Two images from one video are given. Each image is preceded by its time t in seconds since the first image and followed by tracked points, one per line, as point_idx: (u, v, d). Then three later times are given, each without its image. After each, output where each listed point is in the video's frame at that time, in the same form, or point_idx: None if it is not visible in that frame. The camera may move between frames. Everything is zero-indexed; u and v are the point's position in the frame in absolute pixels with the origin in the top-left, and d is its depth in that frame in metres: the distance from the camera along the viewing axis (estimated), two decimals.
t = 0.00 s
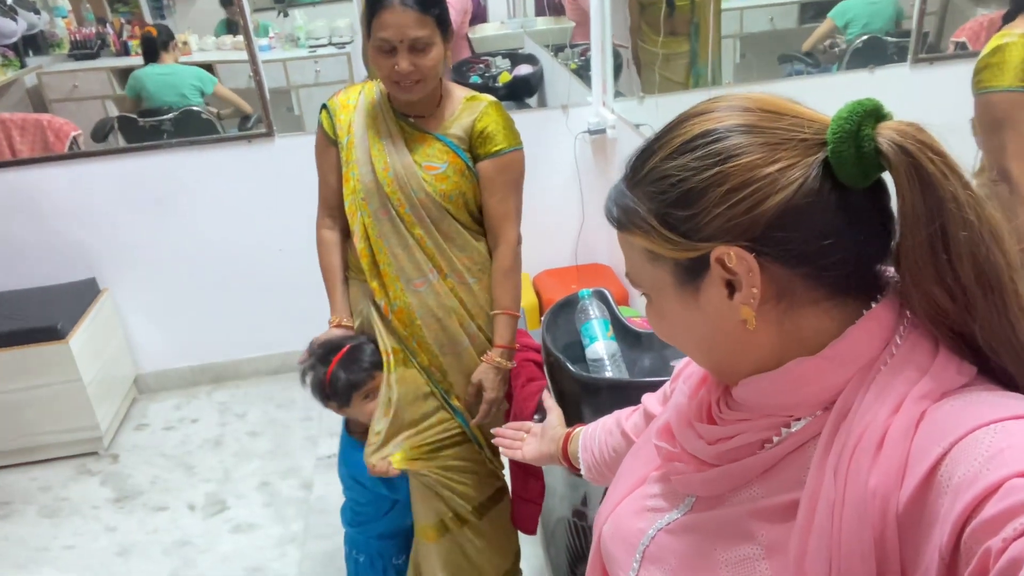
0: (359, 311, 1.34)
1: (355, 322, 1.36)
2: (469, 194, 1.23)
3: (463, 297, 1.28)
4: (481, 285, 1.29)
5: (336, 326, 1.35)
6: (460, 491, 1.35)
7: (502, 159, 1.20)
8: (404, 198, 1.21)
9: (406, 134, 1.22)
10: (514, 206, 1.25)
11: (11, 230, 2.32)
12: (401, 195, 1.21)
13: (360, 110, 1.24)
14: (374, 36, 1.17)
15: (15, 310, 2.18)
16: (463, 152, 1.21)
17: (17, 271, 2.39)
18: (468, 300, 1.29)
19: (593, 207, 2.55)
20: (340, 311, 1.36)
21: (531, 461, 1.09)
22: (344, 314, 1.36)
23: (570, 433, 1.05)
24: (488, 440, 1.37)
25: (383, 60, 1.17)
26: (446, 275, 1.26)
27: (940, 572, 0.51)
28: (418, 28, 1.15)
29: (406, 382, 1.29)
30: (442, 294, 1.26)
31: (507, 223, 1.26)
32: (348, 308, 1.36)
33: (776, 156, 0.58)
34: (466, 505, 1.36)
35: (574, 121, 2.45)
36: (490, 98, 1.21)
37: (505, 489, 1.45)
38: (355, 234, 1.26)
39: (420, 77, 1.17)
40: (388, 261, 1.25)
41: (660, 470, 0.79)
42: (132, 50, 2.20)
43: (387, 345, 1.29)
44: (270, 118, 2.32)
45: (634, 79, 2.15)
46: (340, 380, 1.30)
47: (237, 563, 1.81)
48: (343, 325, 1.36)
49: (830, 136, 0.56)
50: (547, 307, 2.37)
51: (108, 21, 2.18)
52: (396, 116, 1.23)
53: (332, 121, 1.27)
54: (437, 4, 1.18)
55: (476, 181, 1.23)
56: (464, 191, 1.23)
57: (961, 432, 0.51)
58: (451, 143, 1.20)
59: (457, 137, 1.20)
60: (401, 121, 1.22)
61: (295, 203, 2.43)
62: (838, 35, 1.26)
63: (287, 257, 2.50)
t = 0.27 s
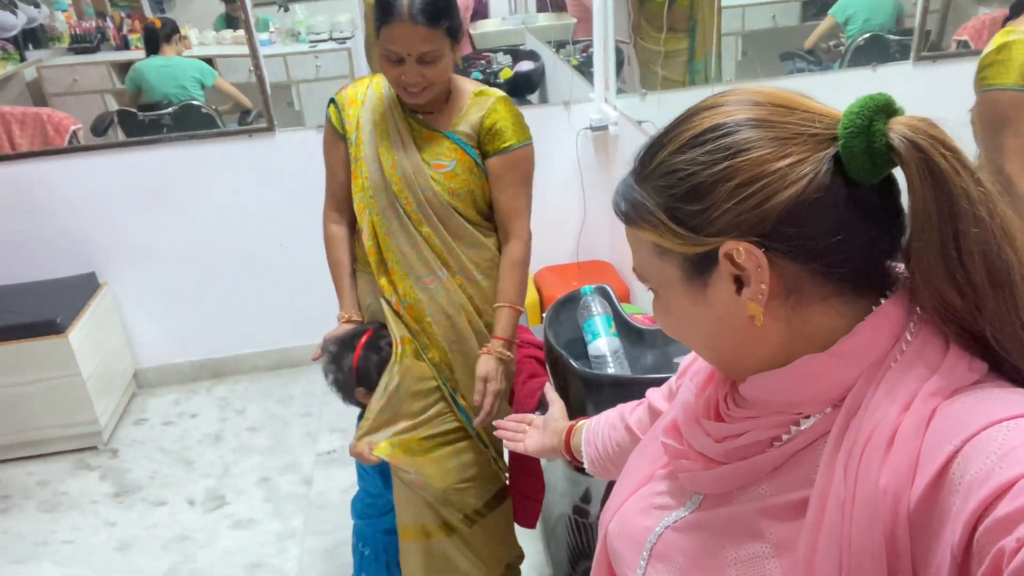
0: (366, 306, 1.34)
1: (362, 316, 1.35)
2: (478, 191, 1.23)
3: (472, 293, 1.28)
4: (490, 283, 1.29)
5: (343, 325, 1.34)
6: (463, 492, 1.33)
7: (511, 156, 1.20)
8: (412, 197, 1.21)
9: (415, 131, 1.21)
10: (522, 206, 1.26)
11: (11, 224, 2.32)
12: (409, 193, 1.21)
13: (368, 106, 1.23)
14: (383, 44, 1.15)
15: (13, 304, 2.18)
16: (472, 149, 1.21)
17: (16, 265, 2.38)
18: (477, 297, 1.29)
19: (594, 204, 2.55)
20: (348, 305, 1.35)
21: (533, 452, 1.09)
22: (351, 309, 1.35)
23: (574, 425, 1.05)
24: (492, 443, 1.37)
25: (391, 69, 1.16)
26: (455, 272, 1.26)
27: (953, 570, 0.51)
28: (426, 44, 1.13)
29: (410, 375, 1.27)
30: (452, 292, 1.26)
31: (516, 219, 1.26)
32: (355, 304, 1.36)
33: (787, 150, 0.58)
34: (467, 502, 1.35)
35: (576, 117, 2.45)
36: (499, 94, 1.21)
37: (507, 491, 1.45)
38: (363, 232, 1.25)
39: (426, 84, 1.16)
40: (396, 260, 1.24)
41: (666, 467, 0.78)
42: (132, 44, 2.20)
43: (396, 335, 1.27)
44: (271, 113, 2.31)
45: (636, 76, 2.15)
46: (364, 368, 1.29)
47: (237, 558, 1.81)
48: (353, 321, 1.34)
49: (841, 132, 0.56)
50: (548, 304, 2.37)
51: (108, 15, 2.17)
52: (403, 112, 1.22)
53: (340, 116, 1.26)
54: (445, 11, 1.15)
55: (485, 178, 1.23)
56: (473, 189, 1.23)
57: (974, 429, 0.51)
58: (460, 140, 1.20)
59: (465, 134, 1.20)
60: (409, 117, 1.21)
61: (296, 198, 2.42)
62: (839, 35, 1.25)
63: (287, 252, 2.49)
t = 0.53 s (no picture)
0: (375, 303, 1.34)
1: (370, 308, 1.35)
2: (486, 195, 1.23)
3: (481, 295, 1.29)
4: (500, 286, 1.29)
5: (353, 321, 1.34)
6: (459, 488, 1.34)
7: (518, 161, 1.19)
8: (420, 200, 1.20)
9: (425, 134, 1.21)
10: (527, 213, 1.25)
11: (14, 221, 2.32)
12: (417, 196, 1.20)
13: (382, 101, 1.23)
14: (400, 43, 1.15)
15: (17, 300, 2.18)
16: (481, 155, 1.20)
17: (19, 262, 2.39)
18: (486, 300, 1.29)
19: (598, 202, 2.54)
20: (358, 303, 1.35)
21: (529, 439, 1.08)
22: (361, 306, 1.35)
23: (570, 414, 1.04)
24: (492, 449, 1.38)
25: (406, 65, 1.16)
26: (463, 273, 1.26)
27: (956, 567, 0.51)
28: (446, 45, 1.13)
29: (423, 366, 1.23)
30: (462, 293, 1.26)
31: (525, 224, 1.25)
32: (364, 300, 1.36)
33: (817, 134, 0.58)
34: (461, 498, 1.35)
35: (580, 117, 2.46)
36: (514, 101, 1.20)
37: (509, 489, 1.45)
38: (372, 230, 1.25)
39: (443, 85, 1.15)
40: (405, 259, 1.24)
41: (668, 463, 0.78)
42: (136, 41, 2.21)
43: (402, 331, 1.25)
44: (275, 110, 2.31)
45: (640, 75, 2.14)
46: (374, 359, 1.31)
47: (239, 555, 1.81)
48: (364, 316, 1.35)
49: (874, 122, 0.56)
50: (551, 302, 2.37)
51: (112, 12, 2.19)
52: (416, 112, 1.21)
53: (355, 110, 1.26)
54: (465, 10, 1.14)
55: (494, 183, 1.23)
56: (481, 194, 1.23)
57: (978, 425, 0.51)
58: (470, 146, 1.19)
59: (475, 139, 1.19)
60: (422, 118, 1.20)
61: (299, 196, 2.42)
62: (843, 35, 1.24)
63: (290, 249, 2.49)
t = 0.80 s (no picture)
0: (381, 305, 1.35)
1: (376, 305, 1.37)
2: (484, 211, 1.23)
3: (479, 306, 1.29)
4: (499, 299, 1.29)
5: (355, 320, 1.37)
6: (449, 487, 1.32)
7: (517, 179, 1.18)
8: (418, 209, 1.20)
9: (432, 141, 1.21)
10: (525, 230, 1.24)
11: (25, 222, 2.34)
12: (416, 205, 1.20)
13: (398, 103, 1.24)
14: (419, 29, 1.16)
15: (27, 300, 2.20)
16: (482, 171, 1.20)
17: (30, 263, 2.40)
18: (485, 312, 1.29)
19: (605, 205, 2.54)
20: (360, 302, 1.39)
21: (526, 432, 1.08)
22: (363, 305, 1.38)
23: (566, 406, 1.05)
24: (492, 454, 1.37)
25: (425, 53, 1.16)
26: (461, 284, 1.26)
27: (943, 557, 0.51)
28: (466, 27, 1.14)
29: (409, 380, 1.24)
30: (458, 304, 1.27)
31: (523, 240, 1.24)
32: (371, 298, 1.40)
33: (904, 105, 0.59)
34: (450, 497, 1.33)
35: (587, 119, 2.45)
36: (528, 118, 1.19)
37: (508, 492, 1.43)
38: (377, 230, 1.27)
39: (462, 77, 1.16)
40: (405, 263, 1.25)
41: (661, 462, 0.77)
42: (147, 45, 2.21)
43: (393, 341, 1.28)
44: (285, 113, 2.33)
45: (648, 78, 2.14)
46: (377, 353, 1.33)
47: (245, 555, 1.82)
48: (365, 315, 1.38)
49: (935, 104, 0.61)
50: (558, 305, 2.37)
51: (124, 15, 2.18)
52: (429, 117, 1.21)
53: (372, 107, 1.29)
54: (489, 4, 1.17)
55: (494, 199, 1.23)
56: (479, 208, 1.23)
57: (966, 417, 0.51)
58: (472, 161, 1.19)
59: (477, 154, 1.19)
60: (433, 124, 1.21)
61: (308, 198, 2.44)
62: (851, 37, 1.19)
63: (298, 251, 2.50)
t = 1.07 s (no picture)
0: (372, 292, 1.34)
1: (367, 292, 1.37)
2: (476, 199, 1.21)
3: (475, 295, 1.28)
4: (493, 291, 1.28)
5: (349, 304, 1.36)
6: (430, 480, 1.36)
7: (509, 167, 1.16)
8: (411, 195, 1.19)
9: (428, 125, 1.20)
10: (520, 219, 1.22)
11: (20, 202, 2.33)
12: (408, 190, 1.19)
13: (393, 86, 1.24)
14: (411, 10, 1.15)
15: (21, 281, 2.19)
16: (475, 159, 1.18)
17: (25, 243, 2.40)
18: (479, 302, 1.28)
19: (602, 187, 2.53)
20: (355, 286, 1.38)
21: (510, 405, 1.09)
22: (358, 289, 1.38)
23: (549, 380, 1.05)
24: (486, 445, 1.38)
25: (416, 35, 1.15)
26: (454, 273, 1.25)
27: (928, 539, 0.51)
28: (457, 6, 1.13)
29: (422, 373, 1.23)
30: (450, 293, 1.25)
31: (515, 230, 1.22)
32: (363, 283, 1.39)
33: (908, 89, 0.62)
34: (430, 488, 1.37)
35: (583, 100, 2.44)
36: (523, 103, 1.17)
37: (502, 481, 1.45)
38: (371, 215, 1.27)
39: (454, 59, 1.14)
40: (399, 250, 1.25)
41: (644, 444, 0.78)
42: (141, 23, 2.22)
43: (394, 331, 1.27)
44: (279, 93, 2.31)
45: (645, 58, 2.13)
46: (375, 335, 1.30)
47: (241, 535, 1.83)
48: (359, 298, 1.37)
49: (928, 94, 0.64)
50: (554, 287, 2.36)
51: None
52: (423, 101, 1.21)
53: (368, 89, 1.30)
54: None
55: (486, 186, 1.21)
56: (471, 197, 1.21)
57: (950, 398, 0.51)
58: (464, 149, 1.17)
59: (471, 142, 1.17)
60: (427, 108, 1.21)
61: (303, 179, 2.42)
62: (849, 19, 1.16)
63: (293, 232, 2.49)
